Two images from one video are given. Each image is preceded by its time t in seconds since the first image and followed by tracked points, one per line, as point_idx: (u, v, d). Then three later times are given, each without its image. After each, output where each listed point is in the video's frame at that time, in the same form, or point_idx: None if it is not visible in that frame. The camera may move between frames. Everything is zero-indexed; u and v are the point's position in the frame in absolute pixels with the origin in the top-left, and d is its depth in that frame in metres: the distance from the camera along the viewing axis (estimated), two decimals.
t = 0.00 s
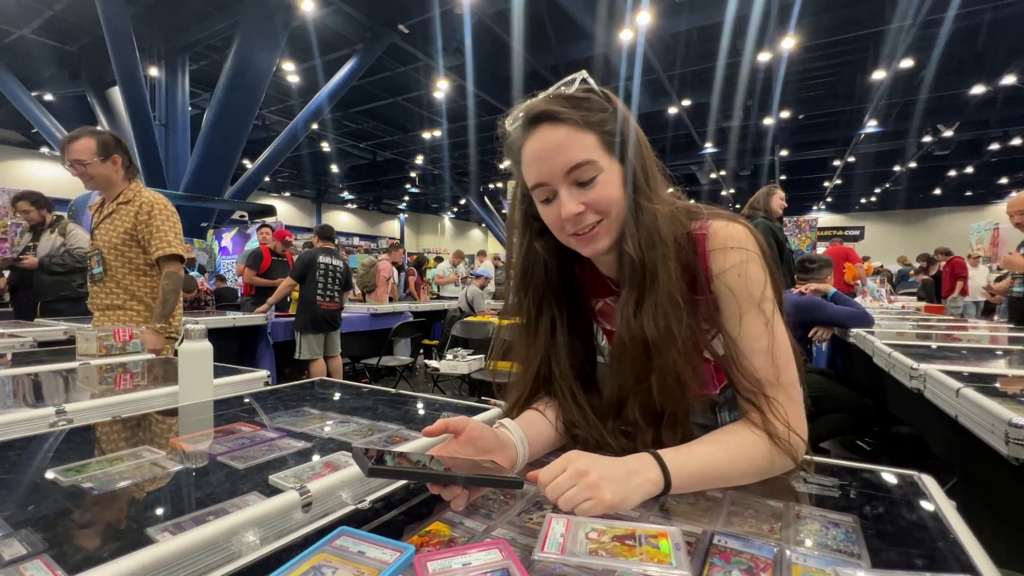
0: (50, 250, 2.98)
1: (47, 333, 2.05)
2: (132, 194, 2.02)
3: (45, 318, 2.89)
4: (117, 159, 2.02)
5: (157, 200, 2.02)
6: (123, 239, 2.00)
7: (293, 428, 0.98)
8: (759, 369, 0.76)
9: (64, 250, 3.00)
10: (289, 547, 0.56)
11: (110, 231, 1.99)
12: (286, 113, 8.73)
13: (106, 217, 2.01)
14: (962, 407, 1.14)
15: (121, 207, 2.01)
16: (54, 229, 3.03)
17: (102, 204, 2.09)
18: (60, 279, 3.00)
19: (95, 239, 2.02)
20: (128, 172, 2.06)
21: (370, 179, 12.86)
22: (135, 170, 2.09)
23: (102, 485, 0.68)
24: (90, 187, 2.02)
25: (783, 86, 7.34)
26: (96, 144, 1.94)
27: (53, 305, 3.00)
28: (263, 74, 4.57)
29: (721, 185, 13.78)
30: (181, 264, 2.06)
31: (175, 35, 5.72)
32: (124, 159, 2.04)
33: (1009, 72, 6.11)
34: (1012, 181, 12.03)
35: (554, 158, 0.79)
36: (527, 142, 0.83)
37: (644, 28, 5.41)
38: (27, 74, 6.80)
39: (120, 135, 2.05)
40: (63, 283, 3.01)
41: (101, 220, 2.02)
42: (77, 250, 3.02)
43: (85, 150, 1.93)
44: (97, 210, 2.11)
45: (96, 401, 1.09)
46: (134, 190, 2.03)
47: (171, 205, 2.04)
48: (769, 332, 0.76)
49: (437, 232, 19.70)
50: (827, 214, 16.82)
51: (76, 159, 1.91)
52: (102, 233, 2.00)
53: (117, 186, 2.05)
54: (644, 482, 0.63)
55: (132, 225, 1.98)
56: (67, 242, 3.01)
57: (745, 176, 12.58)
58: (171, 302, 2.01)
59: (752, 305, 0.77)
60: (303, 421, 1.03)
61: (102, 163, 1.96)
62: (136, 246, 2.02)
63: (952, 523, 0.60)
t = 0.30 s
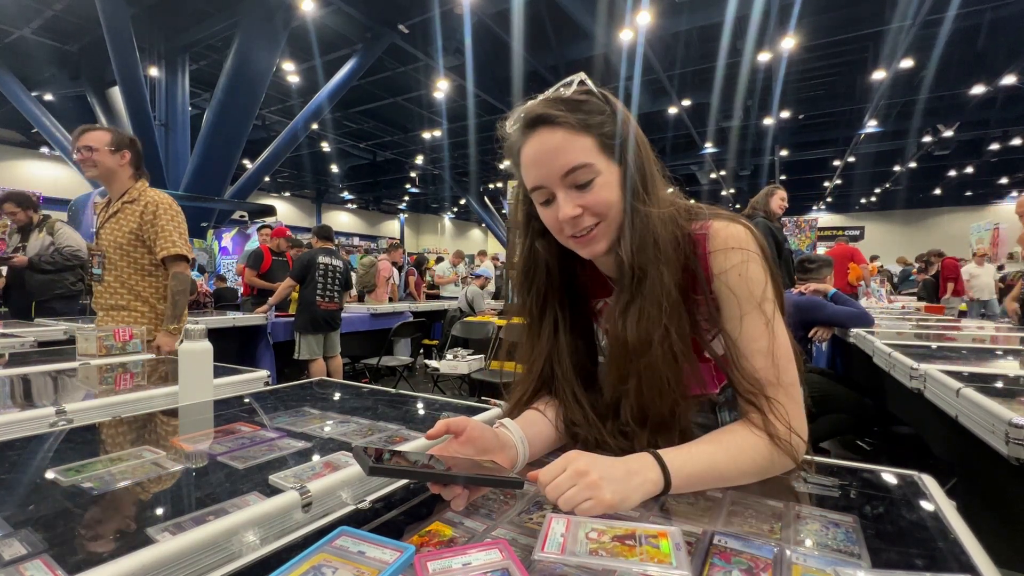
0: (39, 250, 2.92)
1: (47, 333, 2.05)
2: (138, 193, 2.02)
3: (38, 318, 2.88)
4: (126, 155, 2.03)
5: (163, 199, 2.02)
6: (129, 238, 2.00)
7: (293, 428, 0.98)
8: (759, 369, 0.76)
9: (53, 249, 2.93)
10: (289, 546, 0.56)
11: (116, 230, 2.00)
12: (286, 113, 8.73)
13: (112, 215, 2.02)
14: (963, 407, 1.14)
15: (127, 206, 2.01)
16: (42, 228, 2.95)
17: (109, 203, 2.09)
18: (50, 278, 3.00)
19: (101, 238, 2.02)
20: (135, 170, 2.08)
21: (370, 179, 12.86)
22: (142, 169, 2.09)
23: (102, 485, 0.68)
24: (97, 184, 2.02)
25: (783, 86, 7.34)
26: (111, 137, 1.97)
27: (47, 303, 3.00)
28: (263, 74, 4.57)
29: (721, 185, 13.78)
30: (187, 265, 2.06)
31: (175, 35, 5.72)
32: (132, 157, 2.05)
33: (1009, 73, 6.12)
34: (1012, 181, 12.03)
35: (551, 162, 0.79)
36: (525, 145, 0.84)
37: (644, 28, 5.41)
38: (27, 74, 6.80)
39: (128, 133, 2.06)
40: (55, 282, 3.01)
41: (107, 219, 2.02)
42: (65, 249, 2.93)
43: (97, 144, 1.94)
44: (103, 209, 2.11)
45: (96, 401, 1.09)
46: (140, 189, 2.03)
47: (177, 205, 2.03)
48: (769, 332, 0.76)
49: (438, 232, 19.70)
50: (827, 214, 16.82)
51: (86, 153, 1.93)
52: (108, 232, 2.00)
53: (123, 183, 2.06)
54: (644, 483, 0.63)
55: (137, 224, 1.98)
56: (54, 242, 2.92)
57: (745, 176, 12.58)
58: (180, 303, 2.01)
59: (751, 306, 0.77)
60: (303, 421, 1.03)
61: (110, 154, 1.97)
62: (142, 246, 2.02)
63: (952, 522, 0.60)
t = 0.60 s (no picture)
0: (36, 249, 2.95)
1: (47, 333, 2.05)
2: (140, 191, 2.03)
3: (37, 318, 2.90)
4: (129, 155, 2.04)
5: (164, 199, 2.02)
6: (128, 237, 2.00)
7: (293, 428, 0.98)
8: (760, 370, 0.76)
9: (50, 248, 2.95)
10: (289, 546, 0.56)
11: (116, 228, 2.00)
12: (286, 113, 8.73)
13: (112, 213, 2.02)
14: (963, 407, 1.14)
15: (127, 204, 2.01)
16: (38, 228, 2.97)
17: (111, 201, 2.10)
18: (49, 278, 3.00)
19: (101, 236, 2.02)
20: (139, 169, 2.09)
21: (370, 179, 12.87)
22: (146, 169, 2.10)
23: (102, 485, 0.68)
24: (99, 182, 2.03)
25: (783, 86, 7.33)
26: (117, 137, 1.99)
27: (44, 303, 2.98)
28: (263, 75, 4.57)
29: (721, 185, 13.78)
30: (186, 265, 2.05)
31: (175, 35, 5.72)
32: (135, 157, 2.05)
33: (1009, 72, 6.11)
34: (1012, 181, 12.03)
35: (554, 160, 0.79)
36: (527, 144, 0.83)
37: (644, 28, 5.42)
38: (27, 74, 6.80)
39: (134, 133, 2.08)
40: (54, 282, 3.01)
41: (108, 217, 2.03)
42: (62, 248, 2.97)
43: (103, 142, 1.97)
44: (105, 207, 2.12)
45: (96, 401, 1.09)
46: (142, 188, 2.04)
47: (178, 205, 2.03)
48: (769, 333, 0.76)
49: (438, 232, 19.71)
50: (826, 214, 16.82)
51: (91, 151, 1.95)
52: (108, 230, 2.01)
53: (125, 183, 2.06)
54: (644, 482, 0.63)
55: (137, 223, 1.98)
56: (50, 241, 2.95)
57: (745, 176, 12.58)
58: (174, 302, 2.00)
59: (751, 308, 0.77)
60: (303, 421, 1.03)
61: (113, 153, 1.98)
62: (141, 244, 2.02)
63: (952, 522, 0.60)
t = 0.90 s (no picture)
0: (34, 250, 2.95)
1: (47, 333, 2.05)
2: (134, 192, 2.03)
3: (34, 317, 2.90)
4: (119, 157, 2.02)
5: (159, 200, 2.02)
6: (120, 236, 2.00)
7: (293, 428, 0.98)
8: (764, 367, 0.75)
9: (48, 250, 2.97)
10: (289, 547, 0.56)
11: (107, 227, 1.99)
12: (286, 113, 8.72)
13: (106, 213, 2.03)
14: (963, 407, 1.14)
15: (121, 204, 2.02)
16: (38, 229, 3.00)
17: (102, 200, 2.09)
18: (47, 278, 3.02)
19: (94, 235, 2.02)
20: (134, 173, 2.08)
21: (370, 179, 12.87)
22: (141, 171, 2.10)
23: (102, 485, 0.68)
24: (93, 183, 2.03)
25: (783, 86, 7.33)
26: (100, 141, 1.97)
27: (41, 304, 3.00)
28: (263, 74, 4.57)
29: (721, 185, 13.78)
30: (178, 265, 2.05)
31: (175, 35, 5.72)
32: (126, 159, 2.04)
33: (1009, 72, 6.11)
34: (1012, 181, 12.03)
35: (566, 144, 0.80)
36: (537, 132, 0.85)
37: (644, 28, 5.42)
38: (27, 74, 6.79)
39: (129, 135, 2.07)
40: (52, 283, 3.03)
41: (102, 216, 2.03)
42: (61, 250, 2.99)
43: (90, 146, 1.97)
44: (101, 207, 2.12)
45: (96, 401, 1.09)
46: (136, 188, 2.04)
47: (171, 206, 2.03)
48: (772, 330, 0.76)
49: (437, 232, 19.71)
50: (826, 214, 16.82)
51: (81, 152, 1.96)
52: (101, 228, 2.01)
53: (116, 183, 2.05)
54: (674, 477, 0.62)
55: (130, 223, 1.99)
56: (49, 242, 2.97)
57: (745, 176, 12.58)
58: (164, 301, 2.00)
59: (753, 303, 0.77)
60: (303, 422, 1.03)
61: (100, 159, 1.98)
62: (133, 243, 2.01)
63: (952, 522, 0.60)
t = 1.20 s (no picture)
0: (37, 250, 2.95)
1: (47, 333, 2.05)
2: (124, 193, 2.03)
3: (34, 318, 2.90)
4: (109, 160, 2.02)
5: (149, 201, 2.03)
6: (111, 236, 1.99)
7: (293, 428, 0.98)
8: (766, 361, 0.76)
9: (50, 250, 2.96)
10: (289, 547, 0.56)
11: (98, 227, 1.99)
12: (286, 113, 8.72)
13: (96, 213, 2.02)
14: (962, 407, 1.14)
15: (111, 205, 2.01)
16: (40, 229, 3.00)
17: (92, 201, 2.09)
18: (50, 278, 3.03)
19: (85, 236, 2.02)
20: (123, 175, 2.07)
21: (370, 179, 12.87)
22: (131, 173, 2.09)
23: (102, 485, 0.68)
24: (83, 186, 2.03)
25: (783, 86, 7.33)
26: (88, 144, 1.97)
27: (42, 304, 3.01)
28: (262, 74, 4.57)
29: (721, 185, 13.79)
30: (170, 265, 2.06)
31: (175, 35, 5.72)
32: (116, 161, 2.04)
33: (1009, 72, 6.11)
34: (1012, 180, 12.03)
35: (574, 130, 0.81)
36: (544, 120, 0.86)
37: (644, 28, 5.42)
38: (27, 74, 6.80)
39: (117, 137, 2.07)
40: (53, 284, 3.03)
41: (92, 217, 2.03)
42: (62, 250, 2.97)
43: (78, 150, 1.97)
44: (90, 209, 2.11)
45: (96, 401, 1.09)
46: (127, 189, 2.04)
47: (162, 206, 2.03)
48: (771, 326, 0.77)
49: (438, 232, 19.71)
50: (826, 215, 16.82)
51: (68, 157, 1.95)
52: (92, 229, 2.01)
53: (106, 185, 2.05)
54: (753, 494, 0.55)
55: (120, 223, 1.98)
56: (52, 242, 2.97)
57: (745, 176, 12.58)
58: (158, 300, 2.01)
59: (751, 299, 0.78)
60: (303, 421, 1.03)
61: (90, 162, 1.98)
62: (123, 243, 2.01)
63: (952, 522, 0.60)
